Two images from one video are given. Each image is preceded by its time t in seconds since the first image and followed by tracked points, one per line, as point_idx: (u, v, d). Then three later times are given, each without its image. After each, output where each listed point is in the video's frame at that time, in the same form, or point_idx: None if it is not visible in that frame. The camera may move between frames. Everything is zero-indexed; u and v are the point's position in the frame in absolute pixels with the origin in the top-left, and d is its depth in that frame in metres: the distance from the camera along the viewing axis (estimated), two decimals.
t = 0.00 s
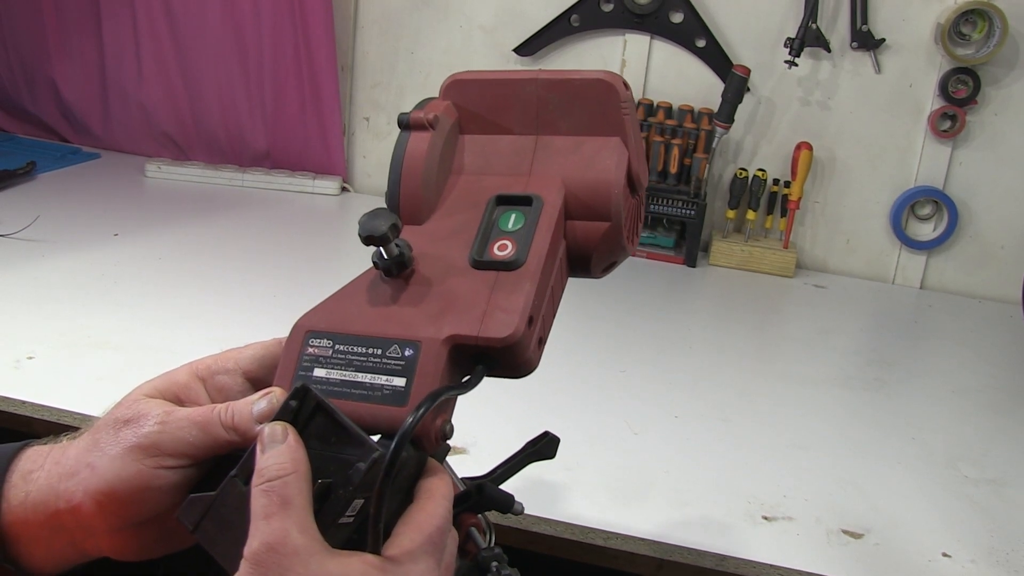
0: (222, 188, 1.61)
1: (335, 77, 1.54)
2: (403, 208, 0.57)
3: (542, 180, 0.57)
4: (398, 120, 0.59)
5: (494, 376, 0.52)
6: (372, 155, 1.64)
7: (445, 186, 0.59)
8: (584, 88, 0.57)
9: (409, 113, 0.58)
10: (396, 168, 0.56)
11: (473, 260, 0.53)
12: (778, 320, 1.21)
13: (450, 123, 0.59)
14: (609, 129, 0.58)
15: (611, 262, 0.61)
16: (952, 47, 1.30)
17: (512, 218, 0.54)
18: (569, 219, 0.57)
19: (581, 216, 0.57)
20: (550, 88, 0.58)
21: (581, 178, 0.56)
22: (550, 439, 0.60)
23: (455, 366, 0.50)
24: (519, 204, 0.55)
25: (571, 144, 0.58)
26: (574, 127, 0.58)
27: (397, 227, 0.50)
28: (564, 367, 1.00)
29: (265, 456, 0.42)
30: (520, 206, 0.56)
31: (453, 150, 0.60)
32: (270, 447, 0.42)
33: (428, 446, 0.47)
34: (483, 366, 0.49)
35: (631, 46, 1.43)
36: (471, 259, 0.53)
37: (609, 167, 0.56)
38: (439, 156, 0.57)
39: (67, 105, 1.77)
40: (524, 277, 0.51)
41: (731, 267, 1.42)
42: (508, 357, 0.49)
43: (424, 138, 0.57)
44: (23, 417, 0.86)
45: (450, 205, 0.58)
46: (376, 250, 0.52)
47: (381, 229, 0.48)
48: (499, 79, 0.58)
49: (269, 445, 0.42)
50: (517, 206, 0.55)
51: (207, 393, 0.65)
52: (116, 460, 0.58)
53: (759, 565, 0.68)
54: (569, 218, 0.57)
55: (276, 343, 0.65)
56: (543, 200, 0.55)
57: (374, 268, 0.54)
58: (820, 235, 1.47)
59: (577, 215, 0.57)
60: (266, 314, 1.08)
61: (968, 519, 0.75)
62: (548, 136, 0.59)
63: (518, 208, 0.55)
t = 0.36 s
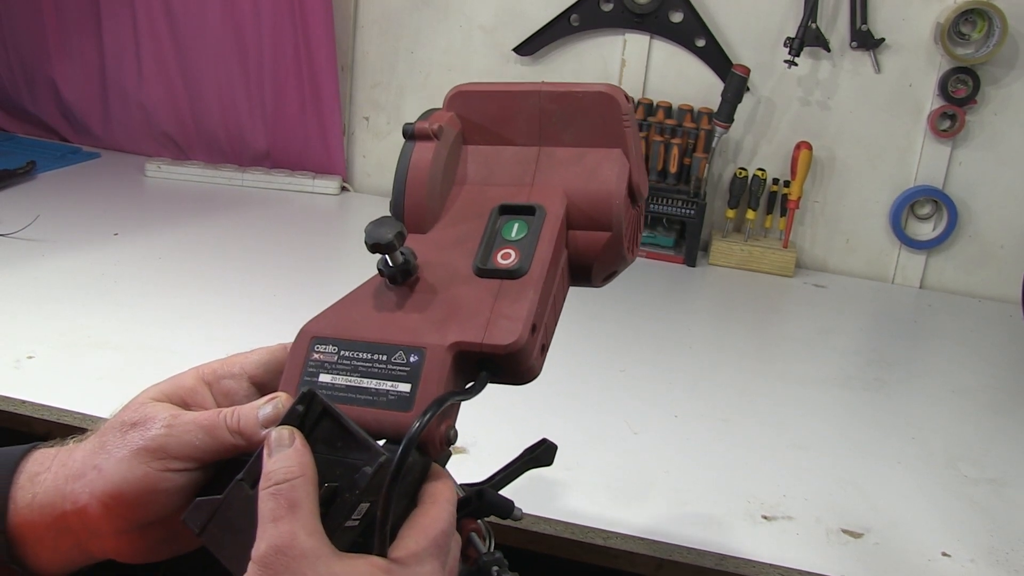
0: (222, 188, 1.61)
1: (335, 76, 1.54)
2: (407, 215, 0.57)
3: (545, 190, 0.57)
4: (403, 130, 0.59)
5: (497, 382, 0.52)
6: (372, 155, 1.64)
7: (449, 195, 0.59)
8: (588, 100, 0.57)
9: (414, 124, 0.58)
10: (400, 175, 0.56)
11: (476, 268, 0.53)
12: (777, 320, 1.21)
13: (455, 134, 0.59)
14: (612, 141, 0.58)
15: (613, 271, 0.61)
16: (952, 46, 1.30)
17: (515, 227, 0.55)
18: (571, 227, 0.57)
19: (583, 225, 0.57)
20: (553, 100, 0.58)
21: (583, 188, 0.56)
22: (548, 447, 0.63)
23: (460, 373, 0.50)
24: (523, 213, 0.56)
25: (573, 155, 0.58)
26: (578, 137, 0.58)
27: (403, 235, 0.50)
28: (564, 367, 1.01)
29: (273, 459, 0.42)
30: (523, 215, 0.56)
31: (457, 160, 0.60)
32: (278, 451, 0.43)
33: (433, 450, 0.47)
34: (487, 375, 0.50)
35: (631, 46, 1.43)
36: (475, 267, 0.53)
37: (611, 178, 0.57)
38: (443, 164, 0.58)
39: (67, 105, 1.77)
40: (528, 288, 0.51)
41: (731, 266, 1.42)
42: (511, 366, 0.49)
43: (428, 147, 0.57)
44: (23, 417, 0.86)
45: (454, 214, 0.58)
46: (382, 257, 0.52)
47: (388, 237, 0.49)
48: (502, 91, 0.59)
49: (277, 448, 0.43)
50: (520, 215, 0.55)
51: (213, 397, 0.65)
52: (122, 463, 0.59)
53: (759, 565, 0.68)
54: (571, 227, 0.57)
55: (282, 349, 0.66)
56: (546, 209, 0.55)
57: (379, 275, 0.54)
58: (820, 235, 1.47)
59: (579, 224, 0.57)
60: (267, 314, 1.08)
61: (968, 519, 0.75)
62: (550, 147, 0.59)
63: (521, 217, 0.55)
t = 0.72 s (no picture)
0: (222, 188, 1.61)
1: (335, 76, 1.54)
2: (406, 217, 0.57)
3: (544, 191, 0.57)
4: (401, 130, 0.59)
5: (496, 382, 0.52)
6: (372, 154, 1.64)
7: (447, 195, 0.59)
8: (586, 100, 0.57)
9: (413, 124, 0.58)
10: (400, 177, 0.56)
11: (475, 269, 0.53)
12: (777, 319, 1.21)
13: (453, 135, 0.60)
14: (610, 142, 0.58)
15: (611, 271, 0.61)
16: (951, 46, 1.30)
17: (514, 227, 0.55)
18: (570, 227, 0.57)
19: (581, 225, 0.57)
20: (551, 99, 0.58)
21: (581, 188, 0.57)
22: (548, 445, 0.63)
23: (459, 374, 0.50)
24: (522, 214, 0.56)
25: (571, 155, 0.59)
26: (577, 138, 0.59)
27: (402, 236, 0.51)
28: (564, 366, 1.01)
29: (274, 460, 0.43)
30: (522, 215, 0.56)
31: (456, 161, 0.61)
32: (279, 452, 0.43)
33: (433, 452, 0.47)
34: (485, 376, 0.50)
35: (630, 46, 1.44)
36: (474, 268, 0.53)
37: (610, 178, 0.57)
38: (442, 165, 0.58)
39: (67, 105, 1.77)
40: (527, 288, 0.51)
41: (730, 266, 1.42)
42: (511, 365, 0.49)
43: (427, 148, 0.57)
44: (23, 417, 0.86)
45: (452, 215, 0.58)
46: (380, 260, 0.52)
47: (387, 238, 0.49)
48: (501, 91, 0.59)
49: (278, 449, 0.43)
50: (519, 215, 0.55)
51: (213, 398, 0.65)
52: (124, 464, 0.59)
53: (759, 565, 0.68)
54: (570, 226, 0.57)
55: (283, 350, 0.66)
56: (545, 210, 0.55)
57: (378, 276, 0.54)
58: (820, 235, 1.47)
59: (578, 224, 0.57)
60: (266, 314, 1.08)
61: (968, 519, 0.76)
62: (548, 147, 0.60)
63: (519, 217, 0.56)
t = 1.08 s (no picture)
0: (222, 188, 1.61)
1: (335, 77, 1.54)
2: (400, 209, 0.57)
3: (537, 185, 0.57)
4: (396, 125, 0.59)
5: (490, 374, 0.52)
6: (371, 154, 1.64)
7: (441, 189, 0.59)
8: (579, 95, 0.57)
9: (406, 118, 0.58)
10: (394, 170, 0.56)
11: (470, 261, 0.53)
12: (777, 319, 1.21)
13: (446, 129, 0.59)
14: (605, 137, 0.58)
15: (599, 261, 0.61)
16: (951, 46, 1.30)
17: (508, 220, 0.55)
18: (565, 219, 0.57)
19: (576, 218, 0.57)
20: (545, 94, 0.58)
21: (575, 183, 0.57)
22: (535, 440, 0.59)
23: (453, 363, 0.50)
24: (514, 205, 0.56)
25: (565, 150, 0.58)
26: (570, 132, 0.58)
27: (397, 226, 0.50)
28: (564, 366, 1.00)
29: (274, 453, 0.42)
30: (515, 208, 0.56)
31: (450, 155, 0.60)
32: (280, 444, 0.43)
33: (428, 442, 0.47)
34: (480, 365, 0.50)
35: (630, 46, 1.43)
36: (469, 260, 0.53)
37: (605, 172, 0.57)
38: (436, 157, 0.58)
39: (67, 105, 1.77)
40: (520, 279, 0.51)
41: (730, 266, 1.42)
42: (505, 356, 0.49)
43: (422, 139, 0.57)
44: (22, 417, 0.86)
45: (446, 208, 0.58)
46: (377, 248, 0.52)
47: (382, 229, 0.49)
48: (494, 86, 0.59)
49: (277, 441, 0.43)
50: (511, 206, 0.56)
51: (207, 389, 0.65)
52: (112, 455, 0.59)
53: (759, 565, 0.68)
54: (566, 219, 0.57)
55: (277, 341, 0.66)
56: (539, 203, 0.55)
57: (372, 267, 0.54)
58: (820, 235, 1.47)
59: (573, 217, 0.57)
60: (266, 313, 1.08)
61: (967, 519, 0.75)
62: (542, 142, 0.59)
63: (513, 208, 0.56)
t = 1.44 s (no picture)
0: (222, 188, 1.61)
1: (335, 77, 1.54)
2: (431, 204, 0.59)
3: (562, 219, 0.61)
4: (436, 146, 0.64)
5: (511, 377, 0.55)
6: (371, 155, 1.64)
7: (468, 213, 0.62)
8: (606, 154, 0.64)
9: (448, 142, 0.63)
10: (433, 177, 0.60)
11: (501, 266, 0.56)
12: (777, 320, 1.21)
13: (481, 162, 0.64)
14: (626, 190, 0.64)
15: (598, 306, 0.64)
16: (951, 46, 1.30)
17: (534, 244, 0.58)
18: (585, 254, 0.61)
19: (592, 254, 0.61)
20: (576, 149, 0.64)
21: (596, 224, 0.61)
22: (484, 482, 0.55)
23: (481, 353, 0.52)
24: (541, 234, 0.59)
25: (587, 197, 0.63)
26: (594, 183, 0.64)
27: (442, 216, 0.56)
28: (564, 366, 1.00)
29: (318, 397, 0.43)
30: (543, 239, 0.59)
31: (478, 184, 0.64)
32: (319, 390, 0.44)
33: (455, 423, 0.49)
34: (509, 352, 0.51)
35: (630, 46, 1.44)
36: (500, 264, 0.57)
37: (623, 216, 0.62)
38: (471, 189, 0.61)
39: (67, 105, 1.77)
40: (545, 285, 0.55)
41: (730, 267, 1.42)
42: (532, 351, 0.51)
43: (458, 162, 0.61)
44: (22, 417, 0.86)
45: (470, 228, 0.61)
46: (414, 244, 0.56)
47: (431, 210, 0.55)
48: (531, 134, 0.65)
49: (318, 386, 0.44)
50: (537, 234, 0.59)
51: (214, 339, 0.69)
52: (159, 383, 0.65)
53: (759, 565, 0.68)
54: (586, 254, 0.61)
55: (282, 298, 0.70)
56: (563, 234, 0.59)
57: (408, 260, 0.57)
58: (820, 235, 1.47)
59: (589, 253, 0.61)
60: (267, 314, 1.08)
61: (967, 519, 0.75)
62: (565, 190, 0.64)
63: (538, 237, 0.59)
